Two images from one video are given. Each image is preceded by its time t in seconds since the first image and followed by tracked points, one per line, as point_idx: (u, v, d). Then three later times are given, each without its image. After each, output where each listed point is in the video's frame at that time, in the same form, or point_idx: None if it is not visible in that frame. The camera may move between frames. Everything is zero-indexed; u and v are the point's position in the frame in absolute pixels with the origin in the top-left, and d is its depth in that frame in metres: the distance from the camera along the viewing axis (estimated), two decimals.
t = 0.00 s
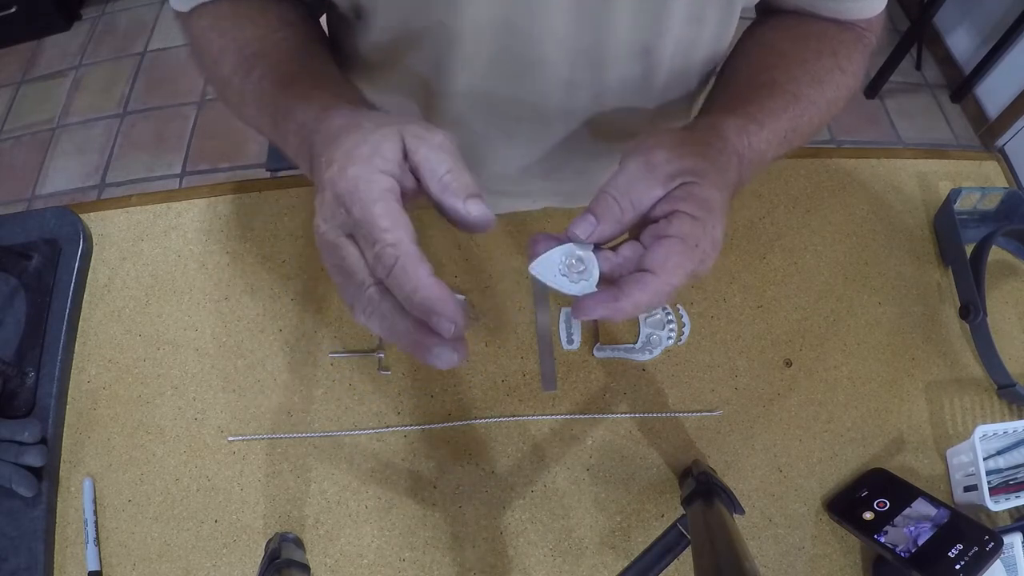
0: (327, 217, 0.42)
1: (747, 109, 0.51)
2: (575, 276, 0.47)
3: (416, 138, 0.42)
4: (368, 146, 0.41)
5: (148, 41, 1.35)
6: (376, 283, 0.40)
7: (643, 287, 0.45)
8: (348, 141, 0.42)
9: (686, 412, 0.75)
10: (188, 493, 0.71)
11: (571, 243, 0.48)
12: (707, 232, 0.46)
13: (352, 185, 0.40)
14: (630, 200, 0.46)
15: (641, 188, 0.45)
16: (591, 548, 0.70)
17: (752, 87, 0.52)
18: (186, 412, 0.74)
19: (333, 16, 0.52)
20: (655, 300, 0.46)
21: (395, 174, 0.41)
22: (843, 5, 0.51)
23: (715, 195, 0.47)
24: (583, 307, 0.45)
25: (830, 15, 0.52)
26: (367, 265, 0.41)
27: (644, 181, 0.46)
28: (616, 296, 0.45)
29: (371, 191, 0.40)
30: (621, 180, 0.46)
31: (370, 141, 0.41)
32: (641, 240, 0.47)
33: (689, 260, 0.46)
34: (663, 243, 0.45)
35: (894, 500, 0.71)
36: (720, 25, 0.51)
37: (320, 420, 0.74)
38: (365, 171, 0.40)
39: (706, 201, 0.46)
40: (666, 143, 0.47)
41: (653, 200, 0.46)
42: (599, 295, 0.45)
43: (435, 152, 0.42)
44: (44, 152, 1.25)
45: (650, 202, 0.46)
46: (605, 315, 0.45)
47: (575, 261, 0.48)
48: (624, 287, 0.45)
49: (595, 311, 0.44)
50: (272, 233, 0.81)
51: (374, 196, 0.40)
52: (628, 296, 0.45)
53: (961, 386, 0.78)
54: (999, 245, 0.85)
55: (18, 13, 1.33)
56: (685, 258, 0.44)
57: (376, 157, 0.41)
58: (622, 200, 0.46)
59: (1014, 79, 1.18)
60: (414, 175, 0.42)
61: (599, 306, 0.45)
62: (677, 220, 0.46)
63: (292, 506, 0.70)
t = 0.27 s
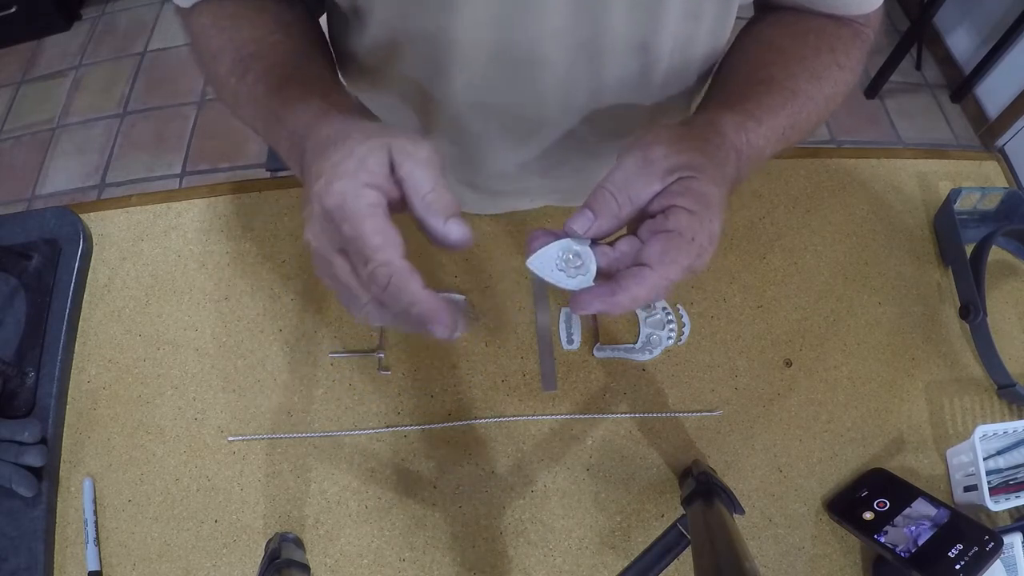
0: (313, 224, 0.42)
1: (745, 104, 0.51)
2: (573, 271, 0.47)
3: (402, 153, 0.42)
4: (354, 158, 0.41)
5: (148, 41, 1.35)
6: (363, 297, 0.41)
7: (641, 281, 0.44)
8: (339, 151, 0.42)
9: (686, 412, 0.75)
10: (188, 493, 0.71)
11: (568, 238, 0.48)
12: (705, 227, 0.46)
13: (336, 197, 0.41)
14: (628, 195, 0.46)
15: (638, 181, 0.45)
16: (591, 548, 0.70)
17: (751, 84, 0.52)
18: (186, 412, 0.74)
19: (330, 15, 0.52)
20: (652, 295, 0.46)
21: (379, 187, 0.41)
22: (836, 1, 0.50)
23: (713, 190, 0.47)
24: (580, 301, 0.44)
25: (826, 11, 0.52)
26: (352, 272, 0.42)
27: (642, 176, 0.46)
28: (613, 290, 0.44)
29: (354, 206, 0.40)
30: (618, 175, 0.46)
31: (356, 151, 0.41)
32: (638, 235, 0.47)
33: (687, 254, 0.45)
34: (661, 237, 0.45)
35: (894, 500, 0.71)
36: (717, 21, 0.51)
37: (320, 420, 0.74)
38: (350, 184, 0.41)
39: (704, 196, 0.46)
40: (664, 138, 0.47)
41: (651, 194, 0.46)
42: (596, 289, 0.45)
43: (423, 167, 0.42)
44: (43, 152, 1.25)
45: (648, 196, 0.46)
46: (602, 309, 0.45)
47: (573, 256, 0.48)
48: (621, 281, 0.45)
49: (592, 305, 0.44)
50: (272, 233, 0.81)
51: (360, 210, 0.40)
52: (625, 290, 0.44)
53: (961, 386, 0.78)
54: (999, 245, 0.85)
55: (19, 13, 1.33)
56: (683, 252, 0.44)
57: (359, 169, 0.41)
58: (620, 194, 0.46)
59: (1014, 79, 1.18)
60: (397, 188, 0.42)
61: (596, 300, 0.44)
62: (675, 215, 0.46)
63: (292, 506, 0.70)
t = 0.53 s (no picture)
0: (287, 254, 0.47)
1: (744, 104, 0.51)
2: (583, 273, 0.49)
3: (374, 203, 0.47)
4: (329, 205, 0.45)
5: (148, 41, 1.35)
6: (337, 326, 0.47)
7: (648, 282, 0.46)
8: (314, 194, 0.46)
9: (686, 412, 0.75)
10: (188, 493, 0.71)
11: (574, 240, 0.49)
12: (710, 226, 0.47)
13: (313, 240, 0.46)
14: (633, 196, 0.46)
15: (643, 183, 0.46)
16: (591, 548, 0.70)
17: (751, 83, 0.52)
18: (186, 412, 0.74)
19: (328, 15, 0.52)
20: (660, 294, 0.47)
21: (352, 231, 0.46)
22: None
23: (718, 189, 0.47)
24: (589, 302, 0.46)
25: (824, 8, 0.51)
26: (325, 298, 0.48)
27: (646, 177, 0.46)
28: (621, 291, 0.46)
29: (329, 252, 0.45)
30: (623, 176, 0.46)
31: (329, 195, 0.45)
32: (644, 236, 0.48)
33: (693, 255, 0.46)
34: (667, 238, 0.46)
35: (894, 500, 0.71)
36: (716, 21, 0.51)
37: (320, 421, 0.74)
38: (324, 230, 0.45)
39: (708, 196, 0.46)
40: (666, 138, 0.47)
41: (656, 195, 0.46)
42: (605, 290, 0.46)
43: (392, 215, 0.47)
44: (43, 153, 1.25)
45: (653, 197, 0.46)
46: (611, 309, 0.46)
47: (580, 257, 0.49)
48: (629, 282, 0.46)
49: (601, 306, 0.45)
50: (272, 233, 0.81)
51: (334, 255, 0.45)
52: (633, 291, 0.45)
53: (961, 386, 0.78)
54: (999, 245, 0.85)
55: (19, 13, 1.33)
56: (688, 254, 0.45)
57: (330, 214, 0.44)
58: (625, 196, 0.46)
59: (1014, 79, 1.18)
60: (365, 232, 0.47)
61: (604, 301, 0.46)
62: (680, 215, 0.46)
63: (292, 506, 0.70)
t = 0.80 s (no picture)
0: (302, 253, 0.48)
1: (744, 105, 0.51)
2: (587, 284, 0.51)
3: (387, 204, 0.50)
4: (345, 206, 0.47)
5: (148, 41, 1.35)
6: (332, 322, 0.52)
7: (650, 292, 0.47)
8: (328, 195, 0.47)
9: (686, 412, 0.75)
10: (188, 492, 0.71)
11: (579, 252, 0.50)
12: (709, 236, 0.47)
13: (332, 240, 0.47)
14: (634, 209, 0.46)
15: (644, 196, 0.46)
16: (591, 548, 0.70)
17: (752, 87, 0.52)
18: (186, 412, 0.74)
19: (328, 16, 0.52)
20: (662, 303, 0.48)
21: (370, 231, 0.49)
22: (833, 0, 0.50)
23: (718, 200, 0.47)
24: (594, 312, 0.47)
25: (824, 8, 0.51)
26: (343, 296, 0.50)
27: (646, 189, 0.46)
28: (624, 301, 0.47)
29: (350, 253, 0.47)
30: (624, 189, 0.46)
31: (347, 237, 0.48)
32: (646, 246, 0.49)
33: (694, 265, 0.46)
34: (668, 249, 0.46)
35: (894, 500, 0.71)
36: (716, 24, 0.51)
37: (320, 420, 0.74)
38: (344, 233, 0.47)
39: (708, 207, 0.46)
40: (666, 148, 0.47)
41: (657, 207, 0.47)
42: (608, 300, 0.48)
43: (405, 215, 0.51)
44: (43, 152, 1.25)
45: (654, 209, 0.46)
46: (615, 318, 0.47)
47: (585, 269, 0.51)
48: (631, 292, 0.47)
49: (605, 316, 0.47)
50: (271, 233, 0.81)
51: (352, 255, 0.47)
52: (635, 301, 0.47)
53: (961, 386, 0.78)
54: (999, 245, 0.85)
55: (18, 13, 1.33)
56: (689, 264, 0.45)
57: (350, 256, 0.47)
58: (627, 208, 0.47)
59: (1015, 79, 1.18)
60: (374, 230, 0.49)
61: (608, 311, 0.47)
62: (680, 227, 0.46)
63: (292, 506, 0.70)
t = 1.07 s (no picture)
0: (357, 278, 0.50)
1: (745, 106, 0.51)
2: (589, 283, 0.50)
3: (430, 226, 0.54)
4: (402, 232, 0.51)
5: (148, 41, 1.35)
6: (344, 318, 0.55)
7: (652, 291, 0.47)
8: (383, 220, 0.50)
9: (686, 412, 0.75)
10: (188, 492, 0.71)
11: (582, 250, 0.50)
12: (710, 235, 0.48)
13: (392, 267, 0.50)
14: (636, 208, 0.46)
15: (646, 196, 0.46)
16: (591, 548, 0.70)
17: (752, 87, 0.52)
18: (186, 412, 0.74)
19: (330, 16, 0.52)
20: (663, 301, 0.48)
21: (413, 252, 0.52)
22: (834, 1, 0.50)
23: (718, 199, 0.47)
24: (597, 311, 0.48)
25: (826, 8, 0.51)
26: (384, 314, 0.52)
27: (649, 189, 0.46)
28: (626, 300, 0.47)
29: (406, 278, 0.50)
30: (626, 188, 0.47)
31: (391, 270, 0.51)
32: (648, 244, 0.49)
33: (696, 264, 0.47)
34: (669, 248, 0.47)
35: (894, 500, 0.70)
36: (718, 25, 0.51)
37: (320, 421, 0.74)
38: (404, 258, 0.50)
39: (709, 205, 0.47)
40: (666, 149, 0.47)
41: (659, 206, 0.47)
42: (611, 299, 0.48)
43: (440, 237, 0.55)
44: (44, 152, 1.25)
45: (656, 209, 0.47)
46: (617, 316, 0.48)
47: (587, 267, 0.50)
48: (633, 291, 0.47)
49: (607, 315, 0.47)
50: (271, 233, 0.81)
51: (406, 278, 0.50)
52: (637, 300, 0.47)
53: (961, 386, 0.78)
54: (999, 245, 0.85)
55: (18, 13, 1.33)
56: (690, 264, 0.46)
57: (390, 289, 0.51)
58: (629, 208, 0.47)
59: (1015, 79, 1.18)
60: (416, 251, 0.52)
61: (611, 310, 0.48)
62: (682, 226, 0.47)
63: (292, 506, 0.70)
